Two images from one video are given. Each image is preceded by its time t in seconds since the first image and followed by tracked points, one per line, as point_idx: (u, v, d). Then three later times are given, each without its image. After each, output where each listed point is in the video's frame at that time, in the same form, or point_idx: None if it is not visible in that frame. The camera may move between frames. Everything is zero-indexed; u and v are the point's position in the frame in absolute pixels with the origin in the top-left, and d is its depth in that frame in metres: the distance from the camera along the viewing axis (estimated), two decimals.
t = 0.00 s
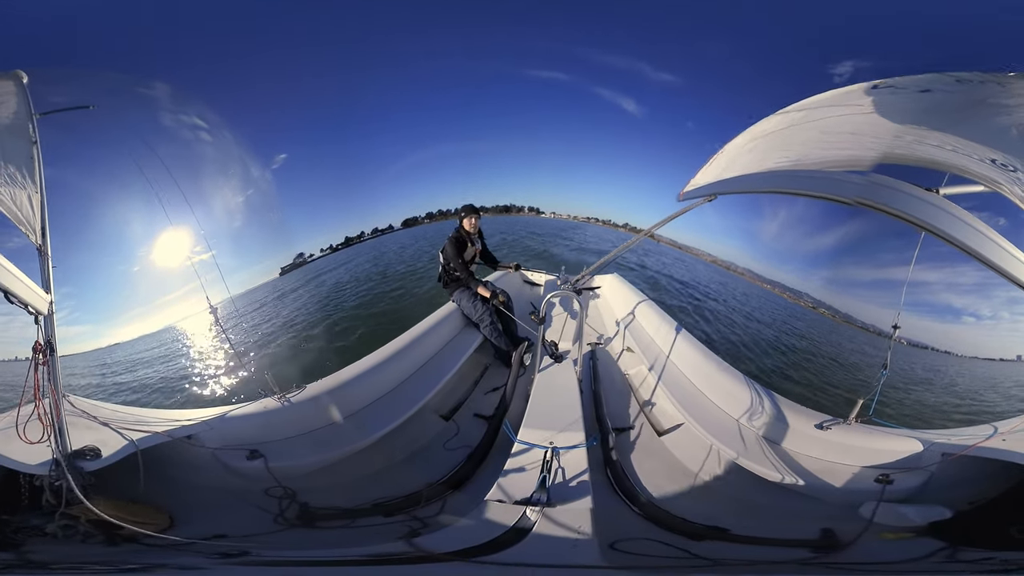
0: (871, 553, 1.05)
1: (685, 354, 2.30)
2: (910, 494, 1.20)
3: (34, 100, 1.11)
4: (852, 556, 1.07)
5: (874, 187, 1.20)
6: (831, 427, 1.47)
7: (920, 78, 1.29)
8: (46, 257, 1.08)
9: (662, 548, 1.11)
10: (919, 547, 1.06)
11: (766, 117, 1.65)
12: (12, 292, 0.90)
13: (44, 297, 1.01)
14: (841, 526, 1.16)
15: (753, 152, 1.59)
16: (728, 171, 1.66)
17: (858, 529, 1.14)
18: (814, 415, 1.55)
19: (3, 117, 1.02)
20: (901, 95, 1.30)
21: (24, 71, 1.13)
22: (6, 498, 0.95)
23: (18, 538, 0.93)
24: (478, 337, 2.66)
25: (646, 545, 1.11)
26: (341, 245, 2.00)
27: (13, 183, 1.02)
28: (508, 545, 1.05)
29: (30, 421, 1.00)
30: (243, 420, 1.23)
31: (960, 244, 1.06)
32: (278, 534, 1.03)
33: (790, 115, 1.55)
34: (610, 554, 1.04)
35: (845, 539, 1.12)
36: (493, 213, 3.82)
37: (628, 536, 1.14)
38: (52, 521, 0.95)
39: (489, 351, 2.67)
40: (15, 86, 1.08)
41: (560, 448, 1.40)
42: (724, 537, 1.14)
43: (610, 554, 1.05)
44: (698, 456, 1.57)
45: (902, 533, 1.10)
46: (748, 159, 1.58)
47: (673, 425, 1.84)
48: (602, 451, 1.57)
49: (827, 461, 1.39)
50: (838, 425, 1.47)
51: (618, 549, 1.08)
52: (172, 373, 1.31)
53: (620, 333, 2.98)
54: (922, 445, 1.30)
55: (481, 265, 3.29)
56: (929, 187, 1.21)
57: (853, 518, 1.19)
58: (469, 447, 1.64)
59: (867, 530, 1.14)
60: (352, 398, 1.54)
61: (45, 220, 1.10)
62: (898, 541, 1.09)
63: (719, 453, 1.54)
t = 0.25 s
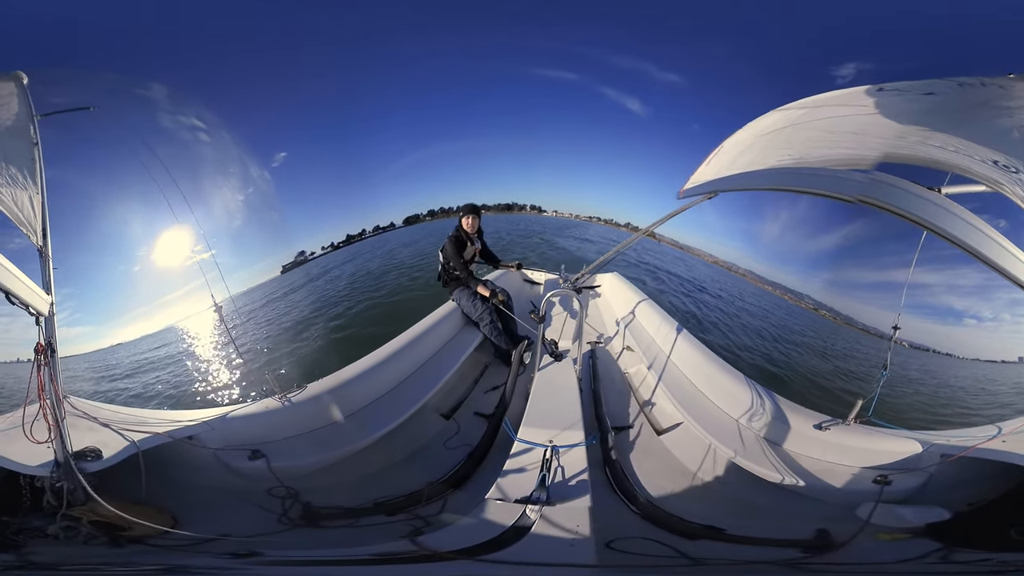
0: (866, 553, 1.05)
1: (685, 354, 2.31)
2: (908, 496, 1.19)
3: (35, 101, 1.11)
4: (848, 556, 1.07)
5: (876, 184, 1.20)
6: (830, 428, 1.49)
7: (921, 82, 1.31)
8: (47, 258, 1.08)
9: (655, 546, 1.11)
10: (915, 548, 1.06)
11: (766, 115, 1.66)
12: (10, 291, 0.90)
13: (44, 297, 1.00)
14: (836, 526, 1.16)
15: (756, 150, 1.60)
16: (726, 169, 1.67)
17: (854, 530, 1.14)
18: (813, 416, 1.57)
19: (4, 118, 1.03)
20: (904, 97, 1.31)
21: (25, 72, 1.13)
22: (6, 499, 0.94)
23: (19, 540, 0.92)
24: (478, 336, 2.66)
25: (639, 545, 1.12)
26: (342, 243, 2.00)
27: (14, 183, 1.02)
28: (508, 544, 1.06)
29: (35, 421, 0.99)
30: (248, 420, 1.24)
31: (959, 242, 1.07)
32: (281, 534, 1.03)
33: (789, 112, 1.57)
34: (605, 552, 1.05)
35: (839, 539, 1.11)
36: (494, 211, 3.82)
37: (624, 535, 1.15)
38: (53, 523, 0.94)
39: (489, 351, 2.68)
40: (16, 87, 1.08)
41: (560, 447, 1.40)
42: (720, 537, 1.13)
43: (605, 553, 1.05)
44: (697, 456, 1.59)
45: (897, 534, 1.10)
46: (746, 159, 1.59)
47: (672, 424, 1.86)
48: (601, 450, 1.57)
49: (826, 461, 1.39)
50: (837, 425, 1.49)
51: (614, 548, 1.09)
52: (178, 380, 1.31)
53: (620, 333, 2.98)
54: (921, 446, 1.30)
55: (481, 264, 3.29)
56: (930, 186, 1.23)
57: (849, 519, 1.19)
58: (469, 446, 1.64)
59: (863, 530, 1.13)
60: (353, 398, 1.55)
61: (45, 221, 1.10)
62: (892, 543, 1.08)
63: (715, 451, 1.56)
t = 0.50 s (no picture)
0: (859, 553, 1.01)
1: (686, 353, 2.31)
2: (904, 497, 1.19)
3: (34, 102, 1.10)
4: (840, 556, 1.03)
5: (876, 188, 1.22)
6: (828, 428, 1.52)
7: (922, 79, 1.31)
8: (46, 260, 1.08)
9: (650, 545, 1.09)
10: (909, 548, 1.02)
11: (764, 112, 1.64)
12: (10, 295, 0.90)
13: (44, 300, 1.00)
14: (832, 527, 1.14)
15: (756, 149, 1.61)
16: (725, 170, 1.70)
17: (849, 530, 1.11)
18: (812, 416, 1.60)
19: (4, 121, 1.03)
20: (908, 95, 1.30)
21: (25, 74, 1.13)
22: (6, 500, 0.94)
23: (18, 541, 0.92)
24: (478, 334, 2.66)
25: (634, 543, 1.09)
26: (344, 242, 2.00)
27: (14, 186, 1.02)
28: (510, 542, 1.05)
29: (36, 424, 1.00)
30: (249, 419, 1.24)
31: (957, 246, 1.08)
32: (287, 533, 1.03)
33: (789, 109, 1.55)
34: (603, 551, 1.02)
35: (832, 539, 1.08)
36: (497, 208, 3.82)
37: (619, 534, 1.13)
38: (54, 524, 0.94)
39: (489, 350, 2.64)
40: (16, 88, 1.07)
41: (560, 446, 1.41)
42: (713, 537, 1.12)
43: (604, 551, 1.03)
44: (695, 455, 1.59)
45: (892, 535, 1.07)
46: (745, 159, 1.62)
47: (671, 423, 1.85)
48: (600, 448, 1.58)
49: (824, 462, 1.41)
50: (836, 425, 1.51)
51: (612, 546, 1.05)
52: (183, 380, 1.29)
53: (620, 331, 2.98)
54: (919, 447, 1.32)
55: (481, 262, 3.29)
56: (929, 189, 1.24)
57: (844, 520, 1.17)
58: (471, 444, 1.64)
59: (859, 530, 1.11)
60: (353, 397, 1.55)
61: (45, 223, 1.10)
62: (887, 543, 1.05)
63: (714, 449, 1.57)
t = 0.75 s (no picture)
0: (854, 553, 1.01)
1: (686, 351, 2.30)
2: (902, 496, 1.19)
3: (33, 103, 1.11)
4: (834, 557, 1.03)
5: (872, 197, 1.23)
6: (826, 428, 1.53)
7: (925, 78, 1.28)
8: (45, 262, 1.08)
9: (644, 543, 1.09)
10: (901, 548, 1.01)
11: (759, 115, 1.67)
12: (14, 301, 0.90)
13: (44, 303, 1.00)
14: (826, 526, 1.14)
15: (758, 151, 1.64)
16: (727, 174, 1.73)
17: (844, 530, 1.11)
18: (812, 416, 1.61)
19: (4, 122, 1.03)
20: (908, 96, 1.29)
21: (25, 75, 1.13)
22: (5, 503, 0.93)
23: (16, 544, 0.90)
24: (478, 332, 2.67)
25: (630, 542, 1.09)
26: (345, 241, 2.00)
27: (12, 188, 1.02)
28: (512, 540, 1.04)
29: (28, 427, 0.99)
30: (249, 420, 1.25)
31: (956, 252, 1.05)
32: (291, 533, 1.02)
33: (784, 109, 1.59)
34: (598, 549, 1.03)
35: (826, 539, 1.08)
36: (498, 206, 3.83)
37: (615, 533, 1.12)
38: (54, 526, 0.93)
39: (489, 348, 2.67)
40: (15, 89, 1.08)
41: (560, 444, 1.41)
42: (709, 536, 1.11)
43: (603, 550, 1.03)
44: (695, 455, 1.58)
45: (883, 535, 1.06)
46: (744, 163, 1.68)
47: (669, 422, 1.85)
48: (600, 447, 1.58)
49: (823, 462, 1.41)
50: (834, 425, 1.52)
51: (609, 545, 1.05)
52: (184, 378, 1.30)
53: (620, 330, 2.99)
54: (918, 449, 1.32)
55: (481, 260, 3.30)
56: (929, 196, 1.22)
57: (840, 518, 1.17)
58: (471, 443, 1.64)
59: (852, 530, 1.11)
60: (355, 397, 1.55)
61: (45, 225, 1.10)
62: (878, 544, 1.05)
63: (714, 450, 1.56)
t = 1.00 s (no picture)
0: (850, 554, 1.04)
1: (687, 351, 2.30)
2: (902, 496, 1.19)
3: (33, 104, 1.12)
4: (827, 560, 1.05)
5: (870, 201, 1.21)
6: (826, 427, 1.52)
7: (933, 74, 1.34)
8: (45, 263, 1.08)
9: (641, 542, 1.11)
10: (897, 550, 1.04)
11: (760, 117, 1.66)
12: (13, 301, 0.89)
13: (45, 304, 1.00)
14: (823, 527, 1.16)
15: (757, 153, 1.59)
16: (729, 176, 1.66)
17: (838, 531, 1.14)
18: (811, 417, 1.61)
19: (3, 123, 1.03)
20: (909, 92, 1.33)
21: (25, 77, 1.14)
22: (6, 504, 0.93)
23: (16, 544, 0.91)
24: (478, 331, 2.67)
25: (628, 541, 1.10)
26: (346, 241, 2.00)
27: (12, 189, 1.02)
28: (513, 540, 1.04)
29: (24, 429, 0.99)
30: (248, 420, 1.24)
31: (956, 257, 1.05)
32: (295, 534, 1.02)
33: (785, 112, 1.58)
34: (597, 548, 1.04)
35: (822, 539, 1.11)
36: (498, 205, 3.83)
37: (614, 531, 1.14)
38: (55, 527, 0.93)
39: (489, 347, 2.68)
40: (13, 91, 1.09)
41: (560, 442, 1.39)
42: (707, 535, 1.12)
43: (599, 548, 1.04)
44: (696, 456, 1.58)
45: (880, 536, 1.09)
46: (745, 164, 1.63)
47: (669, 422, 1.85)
48: (599, 445, 1.59)
49: (823, 462, 1.40)
50: (834, 425, 1.52)
51: (606, 544, 1.07)
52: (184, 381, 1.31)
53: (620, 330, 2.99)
54: (917, 449, 1.32)
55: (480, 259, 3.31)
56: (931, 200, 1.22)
57: (838, 518, 1.19)
58: (471, 442, 1.64)
59: (847, 531, 1.13)
60: (357, 397, 1.55)
61: (45, 226, 1.09)
62: (874, 544, 1.07)
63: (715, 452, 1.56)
